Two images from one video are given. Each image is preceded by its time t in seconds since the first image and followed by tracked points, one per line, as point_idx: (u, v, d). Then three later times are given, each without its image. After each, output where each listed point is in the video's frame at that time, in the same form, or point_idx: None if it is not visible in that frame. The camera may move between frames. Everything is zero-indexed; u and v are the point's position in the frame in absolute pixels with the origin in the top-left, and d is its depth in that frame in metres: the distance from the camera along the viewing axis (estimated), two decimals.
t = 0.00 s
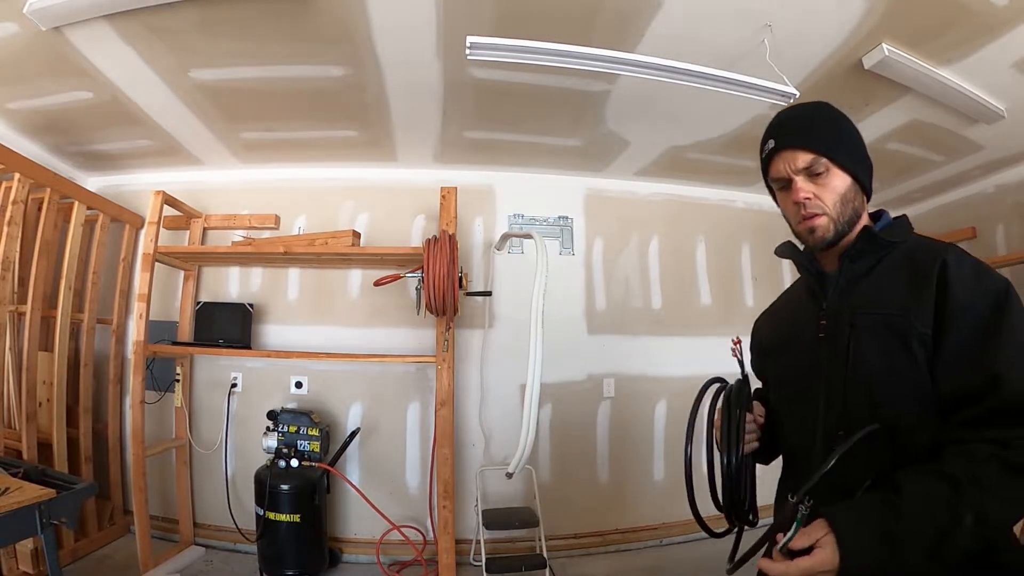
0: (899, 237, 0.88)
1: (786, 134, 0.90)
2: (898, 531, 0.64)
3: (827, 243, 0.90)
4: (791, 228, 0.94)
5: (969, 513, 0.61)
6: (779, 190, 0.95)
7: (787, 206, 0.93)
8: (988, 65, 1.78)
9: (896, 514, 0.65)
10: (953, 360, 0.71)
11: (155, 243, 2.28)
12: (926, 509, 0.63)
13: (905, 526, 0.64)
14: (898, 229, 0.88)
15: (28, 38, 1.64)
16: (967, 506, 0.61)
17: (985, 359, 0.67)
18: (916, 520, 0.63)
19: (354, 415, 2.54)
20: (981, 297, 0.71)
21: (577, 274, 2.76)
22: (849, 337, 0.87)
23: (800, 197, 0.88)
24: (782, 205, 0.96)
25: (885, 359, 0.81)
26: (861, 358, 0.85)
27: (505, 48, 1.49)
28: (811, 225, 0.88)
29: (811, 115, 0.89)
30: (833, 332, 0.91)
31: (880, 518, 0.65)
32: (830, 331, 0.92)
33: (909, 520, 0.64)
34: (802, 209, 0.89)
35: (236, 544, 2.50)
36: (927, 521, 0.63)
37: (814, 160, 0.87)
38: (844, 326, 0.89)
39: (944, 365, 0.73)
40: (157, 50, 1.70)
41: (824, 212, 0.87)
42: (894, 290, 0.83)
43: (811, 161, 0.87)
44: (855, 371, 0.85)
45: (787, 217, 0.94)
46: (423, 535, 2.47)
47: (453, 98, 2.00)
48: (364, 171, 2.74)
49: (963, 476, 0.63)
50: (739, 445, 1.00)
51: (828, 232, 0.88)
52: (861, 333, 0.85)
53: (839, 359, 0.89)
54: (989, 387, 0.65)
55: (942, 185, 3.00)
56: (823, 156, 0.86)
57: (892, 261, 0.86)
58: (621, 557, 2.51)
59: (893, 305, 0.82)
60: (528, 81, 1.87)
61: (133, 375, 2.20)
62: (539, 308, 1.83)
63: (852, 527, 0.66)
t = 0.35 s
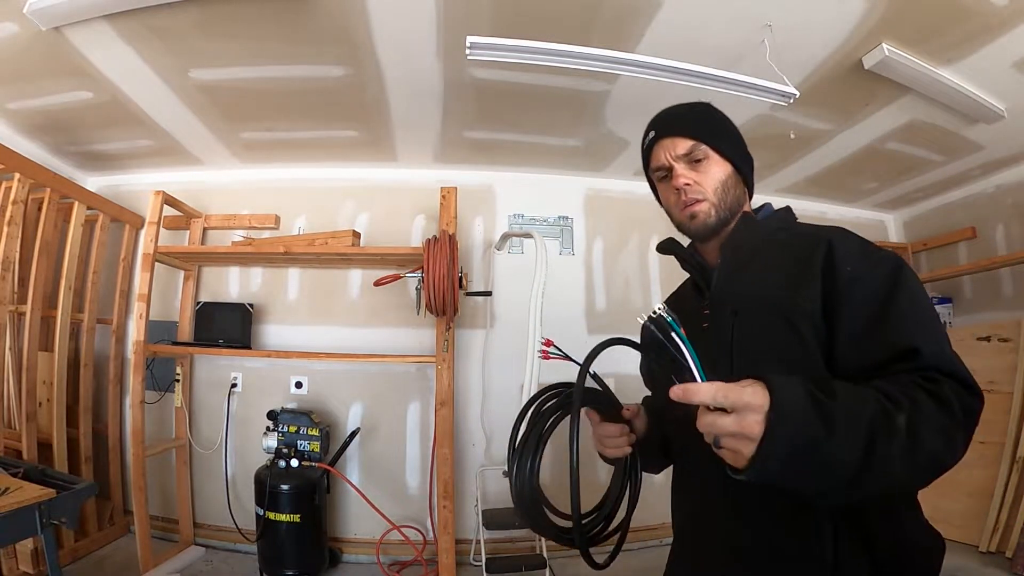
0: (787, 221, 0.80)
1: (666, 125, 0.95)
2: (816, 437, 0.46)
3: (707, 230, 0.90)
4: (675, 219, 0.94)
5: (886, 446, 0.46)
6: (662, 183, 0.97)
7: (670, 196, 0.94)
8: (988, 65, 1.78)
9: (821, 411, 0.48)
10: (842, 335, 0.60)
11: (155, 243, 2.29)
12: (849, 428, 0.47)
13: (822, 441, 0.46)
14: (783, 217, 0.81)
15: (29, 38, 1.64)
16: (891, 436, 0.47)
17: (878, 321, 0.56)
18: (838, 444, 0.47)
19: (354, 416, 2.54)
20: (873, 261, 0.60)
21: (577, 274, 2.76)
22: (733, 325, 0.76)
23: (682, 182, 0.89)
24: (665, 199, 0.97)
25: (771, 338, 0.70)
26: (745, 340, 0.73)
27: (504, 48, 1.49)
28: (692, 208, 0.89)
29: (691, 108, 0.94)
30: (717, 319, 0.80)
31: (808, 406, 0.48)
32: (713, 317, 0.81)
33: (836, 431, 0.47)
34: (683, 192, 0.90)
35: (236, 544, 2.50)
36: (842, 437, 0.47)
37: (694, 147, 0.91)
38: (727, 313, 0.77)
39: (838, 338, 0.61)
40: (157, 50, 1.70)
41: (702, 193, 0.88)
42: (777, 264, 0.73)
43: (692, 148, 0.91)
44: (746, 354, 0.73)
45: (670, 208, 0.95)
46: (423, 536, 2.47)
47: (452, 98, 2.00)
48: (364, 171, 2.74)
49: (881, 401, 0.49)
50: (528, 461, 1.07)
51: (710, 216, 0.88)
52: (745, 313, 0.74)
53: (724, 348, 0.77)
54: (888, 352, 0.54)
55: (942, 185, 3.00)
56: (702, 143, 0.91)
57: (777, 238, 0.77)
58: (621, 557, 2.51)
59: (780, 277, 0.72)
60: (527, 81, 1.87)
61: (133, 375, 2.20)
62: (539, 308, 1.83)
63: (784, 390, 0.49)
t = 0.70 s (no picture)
0: (746, 225, 0.80)
1: (607, 107, 0.87)
2: (806, 419, 0.44)
3: (646, 224, 0.82)
4: (613, 210, 0.86)
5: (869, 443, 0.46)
6: (603, 171, 0.90)
7: (608, 185, 0.86)
8: (988, 65, 1.78)
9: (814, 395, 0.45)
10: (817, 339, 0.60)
11: (155, 243, 2.28)
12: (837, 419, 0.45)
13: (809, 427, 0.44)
14: (738, 215, 0.82)
15: (29, 38, 1.64)
16: (875, 435, 0.46)
17: (857, 326, 0.56)
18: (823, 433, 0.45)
19: (354, 416, 2.54)
20: (851, 266, 0.61)
21: (577, 274, 2.76)
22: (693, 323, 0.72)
23: (618, 170, 0.81)
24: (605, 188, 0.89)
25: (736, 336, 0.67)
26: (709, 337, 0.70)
27: (504, 48, 1.49)
28: (627, 198, 0.81)
29: (637, 88, 0.86)
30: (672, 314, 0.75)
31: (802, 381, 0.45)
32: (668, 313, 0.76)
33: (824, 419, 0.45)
34: (618, 180, 0.82)
35: (236, 544, 2.50)
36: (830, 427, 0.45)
37: (636, 132, 0.83)
38: (688, 312, 0.74)
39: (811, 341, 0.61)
40: (157, 50, 1.70)
41: (638, 181, 0.79)
42: (746, 265, 0.72)
43: (634, 133, 0.83)
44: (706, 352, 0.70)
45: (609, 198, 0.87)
46: (423, 536, 2.47)
47: (452, 98, 2.00)
48: (364, 171, 2.74)
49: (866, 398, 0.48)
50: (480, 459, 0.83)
51: (647, 208, 0.80)
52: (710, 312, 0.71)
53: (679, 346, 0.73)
54: (865, 357, 0.54)
55: (942, 185, 3.00)
56: (645, 127, 0.82)
57: (742, 242, 0.76)
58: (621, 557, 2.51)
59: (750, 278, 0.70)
60: (527, 81, 1.87)
61: (133, 375, 2.20)
62: (539, 308, 1.83)
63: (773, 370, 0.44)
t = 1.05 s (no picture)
0: (740, 211, 0.71)
1: (600, 48, 0.74)
2: (807, 504, 0.35)
3: (636, 196, 0.70)
4: (596, 174, 0.73)
5: (872, 514, 0.39)
6: (587, 128, 0.77)
7: (595, 143, 0.73)
8: (989, 65, 1.78)
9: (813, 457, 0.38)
10: (818, 363, 0.52)
11: (155, 243, 2.29)
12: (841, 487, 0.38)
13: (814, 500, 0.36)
14: (734, 195, 0.71)
15: (29, 38, 1.64)
16: (882, 508, 0.39)
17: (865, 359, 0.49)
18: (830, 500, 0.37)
19: (354, 416, 2.54)
20: (864, 279, 0.53)
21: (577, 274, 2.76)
22: (674, 321, 0.62)
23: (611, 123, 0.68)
24: (588, 147, 0.76)
25: (723, 347, 0.59)
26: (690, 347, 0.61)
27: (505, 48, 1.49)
28: (620, 161, 0.68)
29: (639, 32, 0.74)
30: (647, 311, 0.64)
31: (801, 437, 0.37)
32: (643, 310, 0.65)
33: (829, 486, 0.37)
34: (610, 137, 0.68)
35: (236, 544, 2.50)
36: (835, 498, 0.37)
37: (637, 81, 0.70)
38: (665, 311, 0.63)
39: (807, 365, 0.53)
40: (157, 50, 1.70)
41: (636, 141, 0.68)
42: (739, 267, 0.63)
43: (635, 84, 0.70)
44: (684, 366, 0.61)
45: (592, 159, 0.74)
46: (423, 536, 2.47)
47: (452, 98, 1.99)
48: (364, 171, 2.74)
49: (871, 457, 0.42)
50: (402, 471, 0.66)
51: (643, 177, 0.68)
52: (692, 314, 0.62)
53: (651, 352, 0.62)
54: (874, 394, 0.47)
55: (942, 185, 3.00)
56: (649, 79, 0.71)
57: (736, 234, 0.67)
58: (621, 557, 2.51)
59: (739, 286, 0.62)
60: (526, 81, 1.86)
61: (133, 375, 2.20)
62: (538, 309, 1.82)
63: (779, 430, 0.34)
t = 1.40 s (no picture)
0: (673, 206, 0.73)
1: (548, 25, 0.73)
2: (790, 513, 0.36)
3: (577, 182, 0.67)
4: (528, 156, 0.69)
5: (839, 516, 0.41)
6: (520, 106, 0.73)
7: (530, 121, 0.69)
8: (988, 65, 1.79)
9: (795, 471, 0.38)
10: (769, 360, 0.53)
11: (155, 243, 2.29)
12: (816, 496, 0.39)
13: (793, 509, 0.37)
14: (670, 186, 0.73)
15: (29, 38, 1.65)
16: (845, 511, 0.41)
17: (807, 353, 0.51)
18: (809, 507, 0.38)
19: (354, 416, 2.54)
20: (806, 273, 0.56)
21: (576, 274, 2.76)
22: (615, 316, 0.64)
23: (555, 102, 0.66)
24: (519, 127, 0.71)
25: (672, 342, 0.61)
26: (633, 343, 0.63)
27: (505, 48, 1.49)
28: (561, 141, 0.65)
29: (584, 19, 0.74)
30: (580, 308, 0.65)
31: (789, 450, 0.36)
32: (577, 306, 0.65)
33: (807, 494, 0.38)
34: (552, 115, 0.65)
35: (236, 544, 2.50)
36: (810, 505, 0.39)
37: (583, 66, 0.70)
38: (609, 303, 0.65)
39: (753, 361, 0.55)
40: (157, 50, 1.70)
41: (581, 122, 0.66)
42: (684, 265, 0.65)
43: (583, 66, 0.70)
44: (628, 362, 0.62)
45: (526, 138, 0.70)
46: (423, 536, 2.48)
47: (452, 97, 1.99)
48: (364, 171, 2.74)
49: (833, 460, 0.43)
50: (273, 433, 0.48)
51: (586, 161, 0.65)
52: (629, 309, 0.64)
53: (588, 349, 0.63)
54: (820, 388, 0.49)
55: (942, 185, 3.00)
56: (596, 61, 0.71)
57: (671, 226, 0.70)
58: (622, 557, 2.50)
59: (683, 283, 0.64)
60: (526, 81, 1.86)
61: (133, 375, 2.20)
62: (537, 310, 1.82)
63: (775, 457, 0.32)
